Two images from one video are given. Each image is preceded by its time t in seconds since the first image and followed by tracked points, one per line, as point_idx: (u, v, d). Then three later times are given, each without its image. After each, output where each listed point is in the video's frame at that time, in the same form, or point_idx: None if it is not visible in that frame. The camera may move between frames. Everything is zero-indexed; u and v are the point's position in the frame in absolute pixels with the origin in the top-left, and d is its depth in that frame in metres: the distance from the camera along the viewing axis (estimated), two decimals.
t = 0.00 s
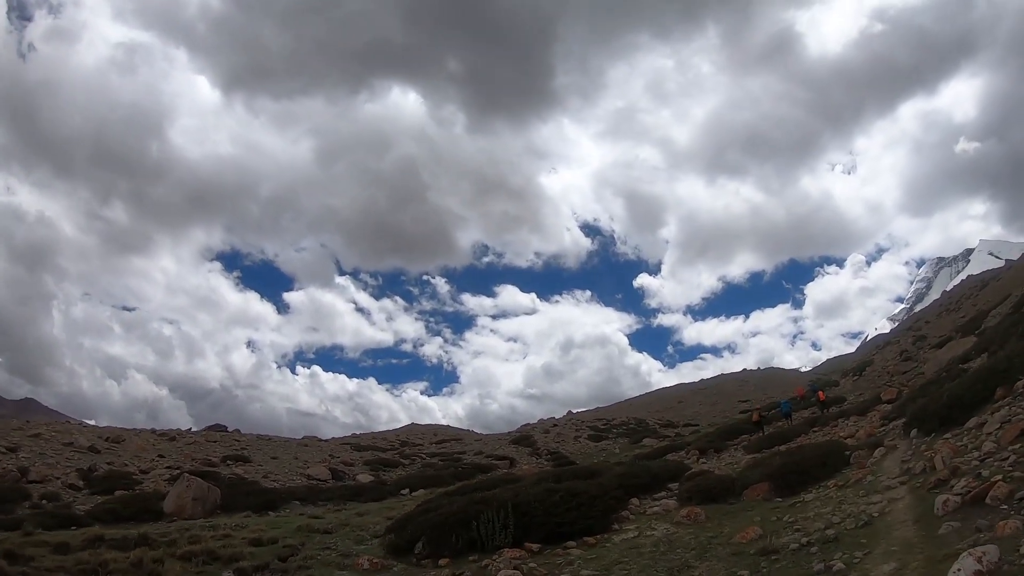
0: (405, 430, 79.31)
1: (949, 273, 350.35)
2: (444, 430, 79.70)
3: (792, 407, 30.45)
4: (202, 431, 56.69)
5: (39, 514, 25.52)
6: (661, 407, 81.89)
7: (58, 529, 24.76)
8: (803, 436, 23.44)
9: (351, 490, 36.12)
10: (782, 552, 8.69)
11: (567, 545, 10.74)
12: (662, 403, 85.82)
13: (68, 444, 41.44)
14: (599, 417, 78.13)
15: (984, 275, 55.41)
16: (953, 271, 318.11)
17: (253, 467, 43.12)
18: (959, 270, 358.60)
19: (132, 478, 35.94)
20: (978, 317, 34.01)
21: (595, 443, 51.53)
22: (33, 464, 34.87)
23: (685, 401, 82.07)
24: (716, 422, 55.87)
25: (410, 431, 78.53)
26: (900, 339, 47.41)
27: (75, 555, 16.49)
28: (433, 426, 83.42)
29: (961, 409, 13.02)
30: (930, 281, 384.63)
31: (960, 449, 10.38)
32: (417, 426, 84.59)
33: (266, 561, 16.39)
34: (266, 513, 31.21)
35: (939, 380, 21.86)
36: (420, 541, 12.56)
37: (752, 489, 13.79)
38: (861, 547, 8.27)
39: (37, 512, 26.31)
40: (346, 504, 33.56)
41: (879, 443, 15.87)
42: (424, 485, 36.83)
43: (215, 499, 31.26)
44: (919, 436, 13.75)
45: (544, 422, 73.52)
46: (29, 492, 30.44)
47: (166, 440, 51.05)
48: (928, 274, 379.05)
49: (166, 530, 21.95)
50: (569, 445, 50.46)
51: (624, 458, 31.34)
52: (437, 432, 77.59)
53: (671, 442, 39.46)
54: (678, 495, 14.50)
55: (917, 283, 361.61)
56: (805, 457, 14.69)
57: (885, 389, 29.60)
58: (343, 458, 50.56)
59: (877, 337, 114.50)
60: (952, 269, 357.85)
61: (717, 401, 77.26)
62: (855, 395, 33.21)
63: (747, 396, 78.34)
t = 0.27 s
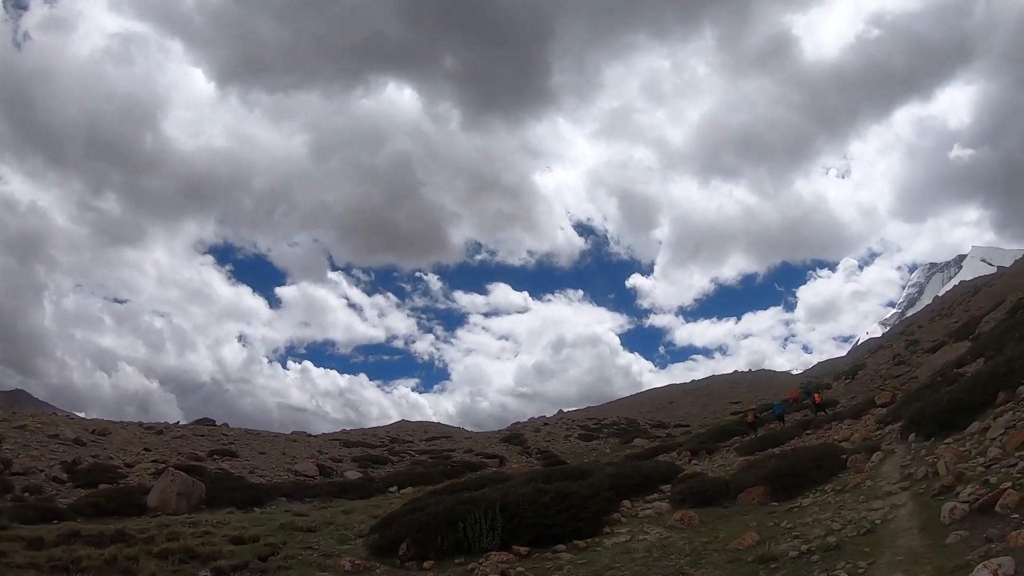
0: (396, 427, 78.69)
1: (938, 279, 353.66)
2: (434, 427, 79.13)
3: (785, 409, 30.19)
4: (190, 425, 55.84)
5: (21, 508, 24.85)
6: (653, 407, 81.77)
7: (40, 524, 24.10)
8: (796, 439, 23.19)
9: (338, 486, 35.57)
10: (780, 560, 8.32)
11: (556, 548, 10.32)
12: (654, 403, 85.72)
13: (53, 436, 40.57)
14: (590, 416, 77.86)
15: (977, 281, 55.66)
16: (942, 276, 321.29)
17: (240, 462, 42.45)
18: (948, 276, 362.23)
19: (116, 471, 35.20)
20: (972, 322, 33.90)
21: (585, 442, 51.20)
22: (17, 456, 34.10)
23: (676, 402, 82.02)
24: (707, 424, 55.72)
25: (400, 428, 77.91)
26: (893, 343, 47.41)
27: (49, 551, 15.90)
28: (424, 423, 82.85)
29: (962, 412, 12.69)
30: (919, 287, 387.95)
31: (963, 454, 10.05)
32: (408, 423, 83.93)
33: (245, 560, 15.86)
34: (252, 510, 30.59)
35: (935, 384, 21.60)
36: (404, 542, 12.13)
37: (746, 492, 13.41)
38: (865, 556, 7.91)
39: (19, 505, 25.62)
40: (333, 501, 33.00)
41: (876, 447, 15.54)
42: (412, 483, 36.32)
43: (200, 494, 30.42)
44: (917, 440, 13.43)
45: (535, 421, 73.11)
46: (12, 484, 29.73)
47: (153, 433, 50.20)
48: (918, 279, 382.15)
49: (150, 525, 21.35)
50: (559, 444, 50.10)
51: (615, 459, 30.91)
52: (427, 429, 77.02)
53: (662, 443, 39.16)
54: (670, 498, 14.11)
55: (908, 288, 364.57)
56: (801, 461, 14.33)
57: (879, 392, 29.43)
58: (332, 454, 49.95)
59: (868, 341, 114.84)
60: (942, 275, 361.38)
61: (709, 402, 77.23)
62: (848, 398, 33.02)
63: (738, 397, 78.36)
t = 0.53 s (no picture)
0: (372, 423, 77.73)
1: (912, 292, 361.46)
2: (411, 424, 78.37)
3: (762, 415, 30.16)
4: (164, 414, 54.49)
5: None
6: (630, 410, 82.01)
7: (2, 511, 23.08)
8: (775, 444, 23.15)
9: (311, 481, 34.82)
10: (761, 568, 8.03)
11: (531, 550, 9.94)
12: (631, 406, 85.93)
13: (23, 421, 39.18)
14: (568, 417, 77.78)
15: (953, 295, 56.73)
16: (916, 290, 328.29)
17: (212, 453, 41.40)
18: (921, 290, 370.27)
19: (84, 458, 34.00)
20: (949, 334, 34.38)
21: (562, 443, 51.01)
22: None
23: (654, 405, 82.35)
24: (685, 428, 55.91)
25: (377, 423, 76.99)
26: (870, 353, 48.04)
27: None
28: (400, 419, 81.98)
29: (944, 422, 12.58)
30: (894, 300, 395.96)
31: (948, 463, 9.89)
32: (384, 419, 82.96)
33: (209, 554, 15.23)
34: (222, 502, 29.75)
35: (914, 394, 21.70)
36: (373, 540, 11.67)
37: (724, 497, 13.16)
38: (850, 565, 7.66)
39: None
40: (305, 496, 32.28)
41: (856, 454, 15.43)
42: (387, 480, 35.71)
43: (170, 485, 29.70)
44: (899, 449, 13.34)
45: (513, 420, 72.77)
46: None
47: (128, 422, 48.89)
48: (893, 293, 390.09)
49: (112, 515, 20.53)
50: (536, 444, 49.83)
51: (592, 460, 30.65)
52: (404, 425, 76.25)
53: (640, 446, 39.07)
54: (648, 501, 13.82)
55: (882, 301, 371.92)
56: (781, 467, 14.13)
57: (856, 400, 29.62)
58: (306, 448, 49.04)
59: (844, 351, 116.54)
60: (916, 289, 369.26)
61: (686, 406, 77.70)
62: (826, 406, 33.23)
63: (715, 402, 78.97)
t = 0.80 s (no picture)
0: (341, 417, 76.36)
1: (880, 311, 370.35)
2: (380, 420, 77.21)
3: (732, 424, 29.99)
4: (129, 400, 52.74)
5: None
6: (601, 414, 82.10)
7: None
8: (746, 454, 23.01)
9: (275, 474, 33.84)
10: None
11: (496, 554, 9.45)
12: (602, 410, 86.06)
13: None
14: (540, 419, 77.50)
15: (922, 314, 57.93)
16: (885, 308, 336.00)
17: (176, 442, 40.01)
18: (890, 309, 379.41)
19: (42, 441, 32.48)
20: (919, 352, 34.87)
21: (532, 445, 50.63)
22: None
23: (625, 411, 82.56)
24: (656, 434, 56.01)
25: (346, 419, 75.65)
26: (841, 367, 48.67)
27: None
28: (370, 415, 80.75)
29: (923, 436, 12.41)
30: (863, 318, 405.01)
31: (929, 477, 9.66)
32: (353, 414, 81.58)
33: (159, 546, 14.38)
34: (183, 492, 28.63)
35: (886, 408, 21.77)
36: (331, 539, 11.05)
37: (697, 505, 12.80)
38: None
39: None
40: (268, 489, 31.32)
41: (829, 466, 15.25)
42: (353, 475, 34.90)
43: (131, 472, 28.47)
44: (875, 462, 13.16)
45: (484, 420, 72.20)
46: None
47: (92, 407, 47.16)
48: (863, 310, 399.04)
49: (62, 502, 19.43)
50: (506, 445, 49.35)
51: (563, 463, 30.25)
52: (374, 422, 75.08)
53: (610, 450, 38.84)
54: (618, 506, 13.42)
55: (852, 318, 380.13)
56: (754, 476, 13.86)
57: (828, 413, 29.76)
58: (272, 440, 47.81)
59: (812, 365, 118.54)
60: (885, 308, 378.25)
61: (657, 413, 78.06)
62: (797, 418, 33.39)
63: (685, 410, 79.51)
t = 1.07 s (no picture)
0: (307, 410, 74.89)
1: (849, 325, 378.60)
2: (348, 414, 75.95)
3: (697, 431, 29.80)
4: (92, 384, 50.93)
5: None
6: (569, 416, 82.13)
7: None
8: (712, 462, 22.88)
9: (237, 466, 32.83)
10: None
11: (453, 560, 8.99)
12: (571, 412, 86.10)
13: None
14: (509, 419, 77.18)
15: (888, 330, 59.15)
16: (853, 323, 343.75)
17: (137, 430, 38.59)
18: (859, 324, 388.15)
19: None
20: (886, 367, 35.39)
21: (497, 445, 50.19)
22: None
23: (594, 414, 82.73)
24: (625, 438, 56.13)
25: (313, 412, 74.21)
26: (809, 379, 49.35)
27: None
28: (338, 409, 79.45)
29: (894, 451, 12.27)
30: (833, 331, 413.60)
31: (903, 495, 9.46)
32: (320, 407, 80.09)
33: (105, 539, 13.53)
34: (141, 482, 27.50)
35: (853, 422, 21.85)
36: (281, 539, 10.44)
37: (663, 514, 12.48)
38: None
39: None
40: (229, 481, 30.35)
41: (797, 478, 15.09)
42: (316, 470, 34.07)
43: (88, 460, 27.13)
44: (845, 477, 13.01)
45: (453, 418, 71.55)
46: None
47: (50, 389, 45.35)
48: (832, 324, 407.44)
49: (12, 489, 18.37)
50: (468, 445, 48.74)
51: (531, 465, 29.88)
52: (342, 416, 73.83)
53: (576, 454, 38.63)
54: (582, 514, 13.05)
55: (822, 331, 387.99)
56: (722, 486, 13.61)
57: (796, 424, 29.91)
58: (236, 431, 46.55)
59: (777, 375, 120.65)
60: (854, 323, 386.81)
61: (624, 417, 78.41)
62: (765, 427, 33.55)
63: (652, 415, 80.03)
